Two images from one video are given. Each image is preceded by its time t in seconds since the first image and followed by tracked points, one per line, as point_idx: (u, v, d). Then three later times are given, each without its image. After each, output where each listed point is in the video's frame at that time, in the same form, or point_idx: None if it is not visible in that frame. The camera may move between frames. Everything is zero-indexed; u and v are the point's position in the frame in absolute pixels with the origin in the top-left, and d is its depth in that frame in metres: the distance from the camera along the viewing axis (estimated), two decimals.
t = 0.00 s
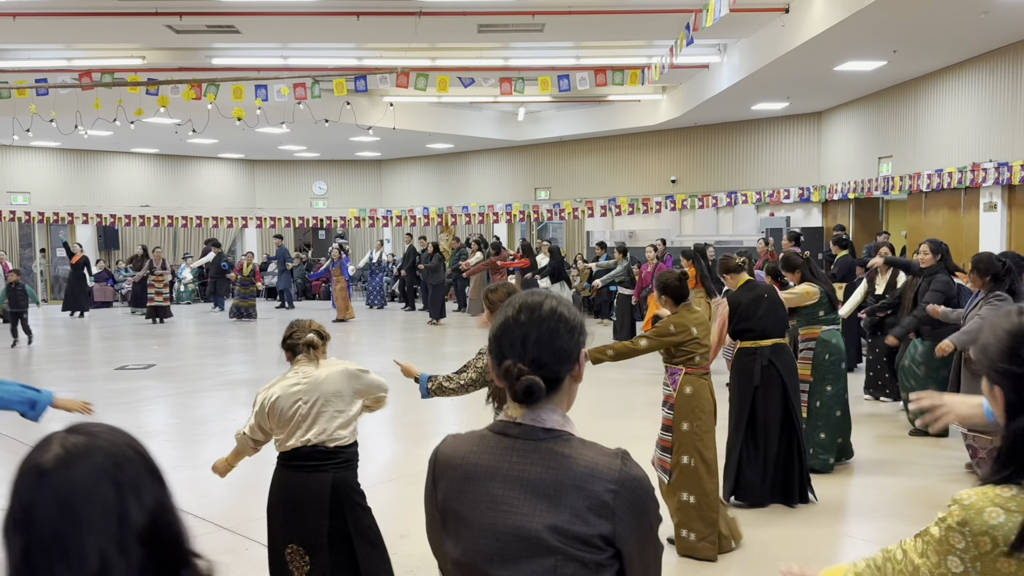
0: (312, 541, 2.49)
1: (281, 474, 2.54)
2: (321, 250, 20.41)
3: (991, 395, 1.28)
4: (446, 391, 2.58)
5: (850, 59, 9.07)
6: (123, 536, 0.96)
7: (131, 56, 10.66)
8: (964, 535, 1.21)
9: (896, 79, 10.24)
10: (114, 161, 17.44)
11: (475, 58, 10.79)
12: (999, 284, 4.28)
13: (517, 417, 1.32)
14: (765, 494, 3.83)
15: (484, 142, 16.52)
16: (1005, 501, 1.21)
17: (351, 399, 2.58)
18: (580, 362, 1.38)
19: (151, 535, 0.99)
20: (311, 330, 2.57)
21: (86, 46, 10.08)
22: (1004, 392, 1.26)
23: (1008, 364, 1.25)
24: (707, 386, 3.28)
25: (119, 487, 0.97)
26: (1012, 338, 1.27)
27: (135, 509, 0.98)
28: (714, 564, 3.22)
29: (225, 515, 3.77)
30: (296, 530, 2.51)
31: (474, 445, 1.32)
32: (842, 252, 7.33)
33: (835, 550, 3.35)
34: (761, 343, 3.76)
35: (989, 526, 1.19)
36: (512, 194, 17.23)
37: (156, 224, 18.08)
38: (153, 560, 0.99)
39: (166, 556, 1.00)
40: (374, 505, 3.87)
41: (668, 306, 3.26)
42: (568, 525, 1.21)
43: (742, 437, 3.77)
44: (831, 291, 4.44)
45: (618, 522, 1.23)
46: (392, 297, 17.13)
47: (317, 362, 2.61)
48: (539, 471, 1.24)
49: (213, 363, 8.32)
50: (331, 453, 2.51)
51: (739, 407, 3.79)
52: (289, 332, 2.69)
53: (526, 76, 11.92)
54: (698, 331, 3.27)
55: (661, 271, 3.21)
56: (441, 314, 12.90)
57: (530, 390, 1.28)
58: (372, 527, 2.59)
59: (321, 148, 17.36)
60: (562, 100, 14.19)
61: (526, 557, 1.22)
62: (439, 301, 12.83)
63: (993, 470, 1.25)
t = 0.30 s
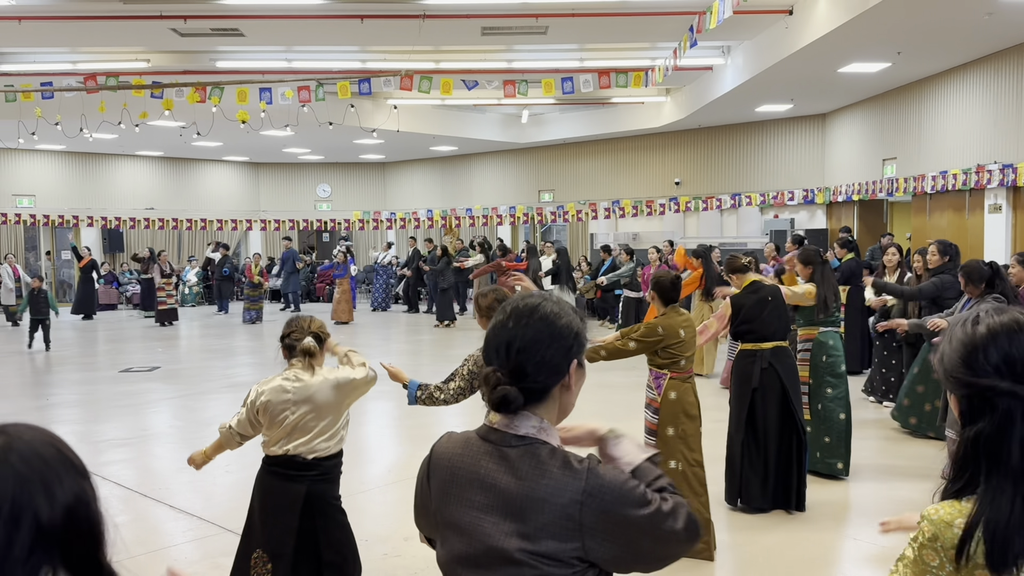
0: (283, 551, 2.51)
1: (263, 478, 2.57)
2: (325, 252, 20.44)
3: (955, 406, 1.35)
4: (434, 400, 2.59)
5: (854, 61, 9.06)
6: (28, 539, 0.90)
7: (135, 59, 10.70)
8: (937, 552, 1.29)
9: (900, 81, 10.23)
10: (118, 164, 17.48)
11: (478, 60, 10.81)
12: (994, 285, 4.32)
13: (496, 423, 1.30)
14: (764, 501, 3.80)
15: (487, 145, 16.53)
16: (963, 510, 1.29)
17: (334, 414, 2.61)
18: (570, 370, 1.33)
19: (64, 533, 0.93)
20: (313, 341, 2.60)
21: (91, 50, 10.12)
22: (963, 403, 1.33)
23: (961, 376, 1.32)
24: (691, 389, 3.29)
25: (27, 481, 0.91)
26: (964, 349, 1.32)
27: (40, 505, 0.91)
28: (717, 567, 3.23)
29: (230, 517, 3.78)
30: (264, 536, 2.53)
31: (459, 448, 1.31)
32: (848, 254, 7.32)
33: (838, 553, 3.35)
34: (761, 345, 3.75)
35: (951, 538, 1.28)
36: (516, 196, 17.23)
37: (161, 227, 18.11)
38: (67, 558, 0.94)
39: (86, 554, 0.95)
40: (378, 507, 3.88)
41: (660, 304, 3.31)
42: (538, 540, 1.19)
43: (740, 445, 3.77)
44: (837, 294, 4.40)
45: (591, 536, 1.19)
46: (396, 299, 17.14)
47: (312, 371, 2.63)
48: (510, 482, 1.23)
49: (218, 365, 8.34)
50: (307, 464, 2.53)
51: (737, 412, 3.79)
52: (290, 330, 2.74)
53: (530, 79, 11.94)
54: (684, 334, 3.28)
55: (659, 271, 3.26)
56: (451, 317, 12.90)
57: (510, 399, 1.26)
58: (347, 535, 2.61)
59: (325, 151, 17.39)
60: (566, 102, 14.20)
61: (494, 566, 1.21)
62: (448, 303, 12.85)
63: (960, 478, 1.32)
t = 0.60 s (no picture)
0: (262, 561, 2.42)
1: (246, 485, 2.48)
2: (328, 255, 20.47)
3: (982, 403, 1.18)
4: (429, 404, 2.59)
5: (857, 63, 9.07)
6: None
7: (139, 63, 10.74)
8: (921, 535, 1.13)
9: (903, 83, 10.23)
10: (122, 167, 17.54)
11: (482, 63, 10.82)
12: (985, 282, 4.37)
13: (485, 420, 1.27)
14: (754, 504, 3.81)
15: (490, 148, 16.55)
16: (982, 499, 1.11)
17: (309, 438, 2.43)
18: (569, 375, 1.26)
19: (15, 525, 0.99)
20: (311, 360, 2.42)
21: (95, 53, 10.15)
22: (995, 397, 1.15)
23: (1000, 366, 1.15)
24: (678, 392, 3.28)
25: None
26: (1003, 340, 1.17)
27: None
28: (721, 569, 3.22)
29: (234, 520, 3.78)
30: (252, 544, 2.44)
31: (452, 452, 1.28)
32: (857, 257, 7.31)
33: (841, 558, 3.33)
34: (762, 351, 3.74)
35: (950, 525, 1.10)
36: (519, 199, 17.24)
37: (165, 230, 18.17)
38: (15, 556, 1.00)
39: (38, 552, 1.02)
40: (380, 510, 3.88)
41: (658, 304, 3.33)
42: (513, 550, 1.12)
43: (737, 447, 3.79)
44: (849, 296, 4.42)
45: (567, 552, 1.09)
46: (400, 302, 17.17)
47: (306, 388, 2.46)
48: (489, 488, 1.17)
49: (222, 368, 8.34)
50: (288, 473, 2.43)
51: (736, 415, 3.79)
52: (288, 331, 2.52)
53: (533, 81, 11.97)
54: (675, 335, 3.28)
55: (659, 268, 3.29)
56: (458, 319, 12.88)
57: (486, 378, 1.27)
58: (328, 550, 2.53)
59: (329, 154, 17.41)
60: (569, 105, 14.21)
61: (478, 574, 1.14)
62: (456, 305, 12.82)
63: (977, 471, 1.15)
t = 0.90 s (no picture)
0: (225, 571, 2.29)
1: (226, 494, 2.37)
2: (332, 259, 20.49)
3: (992, 394, 1.16)
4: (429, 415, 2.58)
5: (860, 67, 9.05)
6: None
7: (144, 68, 10.77)
8: (909, 508, 1.14)
9: (907, 87, 10.24)
10: (127, 172, 17.58)
11: (485, 68, 10.83)
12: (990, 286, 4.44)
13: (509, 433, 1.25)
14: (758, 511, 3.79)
15: (494, 152, 16.57)
16: (980, 481, 1.11)
17: (290, 454, 2.33)
18: (604, 400, 1.26)
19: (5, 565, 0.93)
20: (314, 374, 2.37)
21: (100, 59, 10.19)
22: (1008, 386, 1.14)
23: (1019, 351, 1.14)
24: (672, 399, 3.19)
25: None
26: (1020, 330, 1.16)
27: None
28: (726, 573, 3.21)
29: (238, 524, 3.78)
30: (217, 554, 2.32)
31: (463, 466, 1.23)
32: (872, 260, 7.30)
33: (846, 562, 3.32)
34: (767, 356, 3.75)
35: (937, 502, 1.11)
36: (523, 203, 17.25)
37: (169, 235, 18.21)
38: None
39: None
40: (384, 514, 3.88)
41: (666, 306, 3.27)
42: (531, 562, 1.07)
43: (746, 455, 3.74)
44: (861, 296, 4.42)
45: (579, 570, 1.05)
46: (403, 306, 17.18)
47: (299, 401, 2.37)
48: (502, 497, 1.13)
49: (226, 373, 8.34)
50: (265, 482, 2.32)
51: (744, 423, 3.76)
52: (285, 343, 2.44)
53: (537, 86, 11.99)
54: (669, 338, 3.19)
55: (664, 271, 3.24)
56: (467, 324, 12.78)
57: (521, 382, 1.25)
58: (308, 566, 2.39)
59: (333, 159, 17.44)
60: (572, 109, 14.22)
61: None
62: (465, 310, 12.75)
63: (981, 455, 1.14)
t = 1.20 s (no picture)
0: None
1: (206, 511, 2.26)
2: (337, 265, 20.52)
3: (964, 412, 1.13)
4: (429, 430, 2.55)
5: (865, 73, 9.05)
6: None
7: (150, 75, 10.83)
8: (880, 525, 1.13)
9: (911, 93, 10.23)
10: (133, 178, 17.65)
11: (490, 74, 10.86)
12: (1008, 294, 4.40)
13: (501, 449, 1.22)
14: (766, 523, 3.71)
15: (499, 158, 16.60)
16: (951, 493, 1.11)
17: (264, 458, 2.19)
18: (597, 417, 1.28)
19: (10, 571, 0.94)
20: (281, 382, 2.25)
21: (106, 65, 10.25)
22: (980, 404, 1.11)
23: (993, 368, 1.11)
24: (676, 406, 3.16)
25: None
26: (995, 347, 1.12)
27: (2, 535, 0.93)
28: None
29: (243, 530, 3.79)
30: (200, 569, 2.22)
31: (454, 478, 1.21)
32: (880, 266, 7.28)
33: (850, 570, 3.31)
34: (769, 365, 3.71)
35: (910, 516, 1.11)
36: (527, 209, 17.27)
37: (174, 241, 18.25)
38: None
39: None
40: (388, 520, 3.87)
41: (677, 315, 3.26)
42: None
43: (747, 460, 3.72)
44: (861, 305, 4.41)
45: None
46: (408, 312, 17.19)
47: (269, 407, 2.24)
48: (505, 512, 1.12)
49: (230, 379, 8.35)
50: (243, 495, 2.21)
51: (746, 431, 3.74)
52: (252, 354, 2.32)
53: (541, 92, 12.02)
54: (676, 343, 3.18)
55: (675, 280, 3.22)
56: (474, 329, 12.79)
57: (534, 401, 1.24)
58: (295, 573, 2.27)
59: (338, 165, 17.50)
60: (577, 115, 14.24)
61: None
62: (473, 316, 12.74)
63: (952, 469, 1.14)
